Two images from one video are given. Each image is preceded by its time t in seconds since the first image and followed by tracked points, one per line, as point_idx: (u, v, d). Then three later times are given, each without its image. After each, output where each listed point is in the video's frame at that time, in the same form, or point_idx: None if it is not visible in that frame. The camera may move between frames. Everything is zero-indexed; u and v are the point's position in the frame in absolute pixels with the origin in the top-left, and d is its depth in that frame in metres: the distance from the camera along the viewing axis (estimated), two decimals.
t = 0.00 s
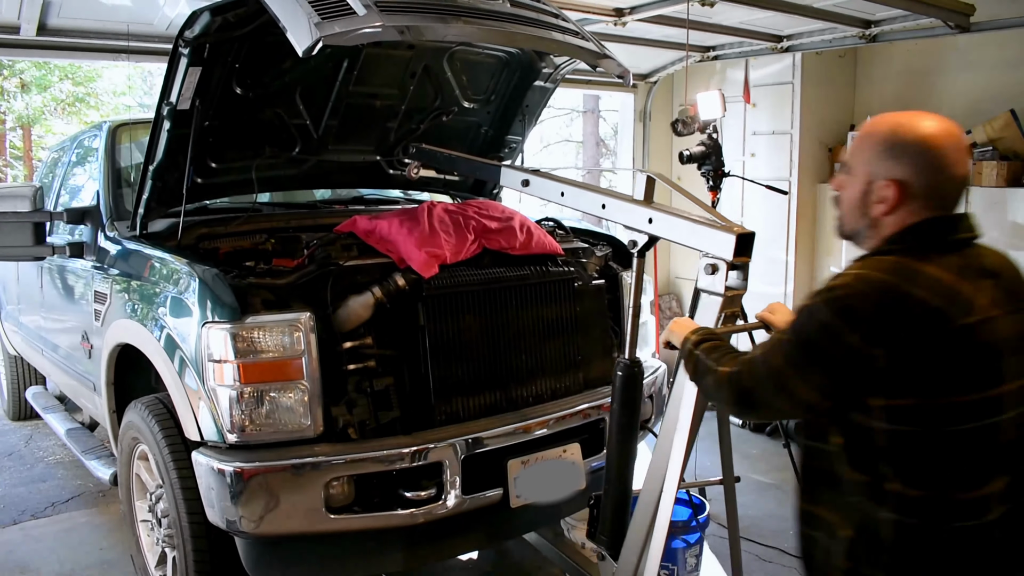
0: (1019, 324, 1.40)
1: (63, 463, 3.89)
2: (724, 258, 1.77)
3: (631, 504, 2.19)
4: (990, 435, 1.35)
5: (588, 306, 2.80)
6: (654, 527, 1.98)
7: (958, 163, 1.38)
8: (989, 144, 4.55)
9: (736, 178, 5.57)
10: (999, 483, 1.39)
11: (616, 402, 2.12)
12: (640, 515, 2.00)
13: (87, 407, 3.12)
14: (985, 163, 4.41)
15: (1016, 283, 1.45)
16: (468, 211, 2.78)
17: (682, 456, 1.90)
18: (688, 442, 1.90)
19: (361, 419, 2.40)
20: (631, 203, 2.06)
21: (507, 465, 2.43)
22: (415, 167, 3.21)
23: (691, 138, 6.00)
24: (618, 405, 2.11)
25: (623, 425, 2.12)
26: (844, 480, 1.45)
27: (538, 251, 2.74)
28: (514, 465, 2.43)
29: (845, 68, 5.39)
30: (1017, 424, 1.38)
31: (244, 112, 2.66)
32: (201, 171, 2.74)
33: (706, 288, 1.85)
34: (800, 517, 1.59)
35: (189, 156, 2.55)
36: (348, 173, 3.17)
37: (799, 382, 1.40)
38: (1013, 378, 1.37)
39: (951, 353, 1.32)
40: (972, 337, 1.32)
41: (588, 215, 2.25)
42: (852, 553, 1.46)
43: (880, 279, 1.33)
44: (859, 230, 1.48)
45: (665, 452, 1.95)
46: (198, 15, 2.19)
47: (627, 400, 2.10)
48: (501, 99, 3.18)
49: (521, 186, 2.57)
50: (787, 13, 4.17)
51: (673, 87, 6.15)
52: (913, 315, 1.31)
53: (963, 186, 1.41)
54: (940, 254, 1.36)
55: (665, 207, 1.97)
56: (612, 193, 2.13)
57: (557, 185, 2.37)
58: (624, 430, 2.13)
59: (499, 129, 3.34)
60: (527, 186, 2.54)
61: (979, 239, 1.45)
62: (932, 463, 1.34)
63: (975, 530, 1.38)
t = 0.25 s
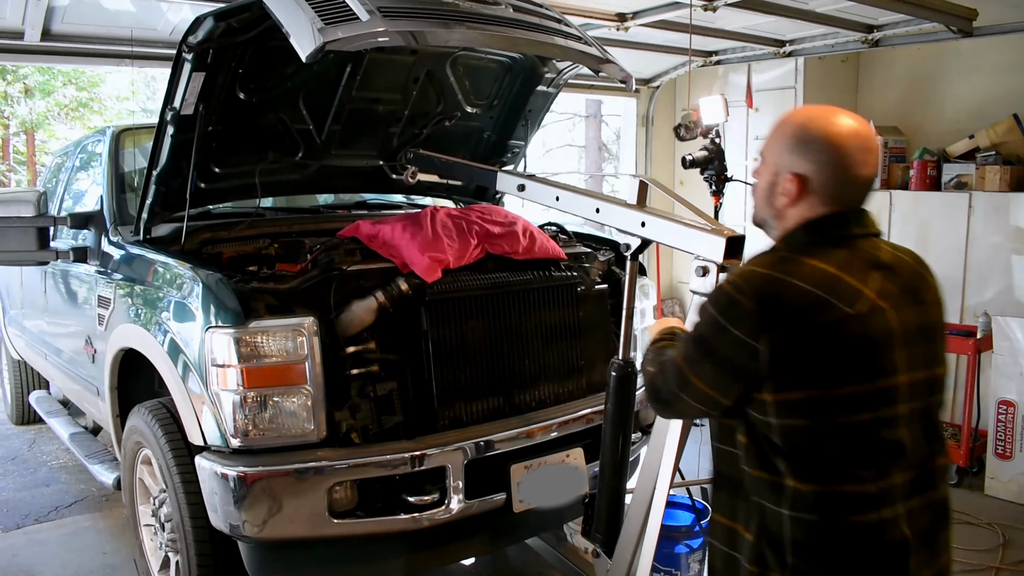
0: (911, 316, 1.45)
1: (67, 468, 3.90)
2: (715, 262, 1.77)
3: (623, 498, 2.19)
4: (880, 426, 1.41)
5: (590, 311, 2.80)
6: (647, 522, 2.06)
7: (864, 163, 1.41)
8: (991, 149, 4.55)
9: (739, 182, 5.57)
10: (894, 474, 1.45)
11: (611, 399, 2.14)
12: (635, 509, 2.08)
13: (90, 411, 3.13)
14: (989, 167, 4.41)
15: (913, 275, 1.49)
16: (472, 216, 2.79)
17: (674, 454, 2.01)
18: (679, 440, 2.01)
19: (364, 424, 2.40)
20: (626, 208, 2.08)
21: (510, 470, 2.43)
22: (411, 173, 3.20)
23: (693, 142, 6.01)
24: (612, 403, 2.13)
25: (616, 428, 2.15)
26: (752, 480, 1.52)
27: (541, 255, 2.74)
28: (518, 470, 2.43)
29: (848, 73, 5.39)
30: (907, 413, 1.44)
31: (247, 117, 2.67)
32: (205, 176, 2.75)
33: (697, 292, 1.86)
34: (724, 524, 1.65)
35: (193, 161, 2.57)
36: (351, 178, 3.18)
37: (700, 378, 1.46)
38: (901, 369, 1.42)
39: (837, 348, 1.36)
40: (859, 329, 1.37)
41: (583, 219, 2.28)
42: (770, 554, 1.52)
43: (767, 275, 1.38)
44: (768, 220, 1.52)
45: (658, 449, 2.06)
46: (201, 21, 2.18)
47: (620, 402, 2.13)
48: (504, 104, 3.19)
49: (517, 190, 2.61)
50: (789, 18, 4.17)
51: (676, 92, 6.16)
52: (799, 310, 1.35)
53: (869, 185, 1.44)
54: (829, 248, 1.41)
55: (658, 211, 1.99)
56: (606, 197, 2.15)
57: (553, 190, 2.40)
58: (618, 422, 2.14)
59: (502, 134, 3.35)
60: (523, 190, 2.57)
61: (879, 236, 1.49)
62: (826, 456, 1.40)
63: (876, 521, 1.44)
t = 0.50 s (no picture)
0: (863, 310, 1.51)
1: (76, 469, 3.91)
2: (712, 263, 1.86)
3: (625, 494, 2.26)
4: (833, 416, 1.46)
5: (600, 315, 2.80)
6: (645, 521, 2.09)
7: (814, 168, 1.49)
8: (1004, 153, 4.52)
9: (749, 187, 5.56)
10: (855, 463, 1.49)
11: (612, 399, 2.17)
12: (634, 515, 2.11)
13: (101, 413, 3.14)
14: (1001, 172, 4.39)
15: (867, 272, 1.55)
16: (482, 219, 2.79)
17: (674, 451, 2.03)
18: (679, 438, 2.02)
19: (374, 427, 2.41)
20: (627, 211, 2.17)
21: (520, 473, 2.43)
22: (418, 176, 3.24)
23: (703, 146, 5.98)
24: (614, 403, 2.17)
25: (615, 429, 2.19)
26: (719, 475, 1.58)
27: (551, 259, 2.74)
28: (528, 474, 2.42)
29: (858, 76, 5.38)
30: (863, 404, 1.49)
31: (259, 120, 2.68)
32: (216, 178, 2.76)
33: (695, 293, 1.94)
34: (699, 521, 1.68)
35: (205, 164, 2.58)
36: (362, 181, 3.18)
37: (664, 378, 1.56)
38: (853, 361, 1.48)
39: (785, 341, 1.44)
40: (805, 322, 1.44)
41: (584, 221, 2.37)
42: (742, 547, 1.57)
43: (715, 273, 1.48)
44: (729, 220, 1.62)
45: (658, 447, 2.08)
46: (214, 24, 2.18)
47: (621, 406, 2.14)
48: (514, 108, 3.20)
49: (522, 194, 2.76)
50: (801, 22, 4.16)
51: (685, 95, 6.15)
52: (744, 306, 1.44)
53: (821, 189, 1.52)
54: (777, 246, 1.49)
55: (658, 214, 2.07)
56: (607, 200, 2.25)
57: (556, 194, 2.54)
58: (618, 421, 2.19)
59: (512, 138, 3.36)
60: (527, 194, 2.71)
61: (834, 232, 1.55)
62: (782, 446, 1.47)
63: (839, 509, 1.48)
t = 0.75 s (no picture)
0: (846, 315, 1.52)
1: (81, 472, 3.91)
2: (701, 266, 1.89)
3: (620, 495, 2.26)
4: (814, 415, 1.47)
5: (605, 319, 2.80)
6: (639, 520, 2.10)
7: (790, 172, 1.52)
8: (1010, 157, 4.50)
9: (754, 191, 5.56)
10: (832, 460, 1.50)
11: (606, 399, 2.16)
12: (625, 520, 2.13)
13: (105, 416, 3.14)
14: (1007, 176, 4.38)
15: (850, 278, 1.56)
16: (487, 223, 2.79)
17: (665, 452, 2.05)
18: (671, 441, 2.04)
19: (378, 431, 2.40)
20: (619, 215, 2.19)
21: (525, 478, 2.42)
22: (417, 179, 3.24)
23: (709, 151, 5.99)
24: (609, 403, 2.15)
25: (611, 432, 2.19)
26: (707, 473, 1.60)
27: (556, 263, 2.74)
28: (532, 478, 2.42)
29: (864, 81, 5.37)
30: (844, 405, 1.50)
31: (264, 124, 2.68)
32: (221, 182, 2.76)
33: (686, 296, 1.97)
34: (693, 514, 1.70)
35: (210, 168, 2.58)
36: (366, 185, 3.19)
37: (657, 384, 1.56)
38: (834, 364, 1.49)
39: (768, 344, 1.45)
40: (789, 327, 1.45)
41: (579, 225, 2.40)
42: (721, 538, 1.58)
43: (703, 280, 1.48)
44: (719, 233, 1.64)
45: (650, 451, 2.08)
46: (220, 28, 2.18)
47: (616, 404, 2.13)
48: (520, 112, 3.20)
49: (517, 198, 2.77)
50: (806, 25, 4.16)
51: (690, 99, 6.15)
52: (733, 313, 1.45)
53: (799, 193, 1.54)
54: (760, 253, 1.50)
55: (650, 218, 2.09)
56: (601, 205, 2.29)
57: (550, 197, 2.56)
58: (612, 420, 2.17)
59: (518, 142, 3.36)
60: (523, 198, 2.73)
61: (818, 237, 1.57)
62: (763, 442, 1.48)
63: (814, 502, 1.48)
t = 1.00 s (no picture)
0: (834, 317, 1.51)
1: (81, 475, 3.91)
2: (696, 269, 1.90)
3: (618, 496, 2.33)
4: (803, 414, 1.47)
5: (607, 323, 2.80)
6: (634, 523, 2.14)
7: (770, 175, 1.54)
8: (1012, 161, 4.50)
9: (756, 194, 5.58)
10: (822, 457, 1.50)
11: (603, 401, 2.17)
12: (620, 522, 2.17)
13: (106, 419, 3.13)
14: (1008, 180, 4.38)
15: (838, 281, 1.55)
16: (489, 227, 2.79)
17: (660, 456, 2.07)
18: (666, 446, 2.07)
19: (380, 435, 2.40)
20: (616, 218, 2.20)
21: (527, 482, 2.41)
22: (416, 183, 3.24)
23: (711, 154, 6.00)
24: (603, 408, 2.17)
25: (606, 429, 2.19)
26: (703, 473, 1.60)
27: (558, 267, 2.73)
28: (534, 483, 2.41)
29: (866, 84, 5.38)
30: (834, 405, 1.50)
31: (266, 127, 2.68)
32: (223, 186, 2.76)
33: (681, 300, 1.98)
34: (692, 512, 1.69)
35: (212, 171, 2.58)
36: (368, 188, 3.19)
37: (653, 388, 1.56)
38: (823, 364, 1.49)
39: (758, 346, 1.45)
40: (778, 329, 1.45)
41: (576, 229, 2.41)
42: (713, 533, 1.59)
43: (695, 285, 1.48)
44: (710, 243, 1.65)
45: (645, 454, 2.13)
46: (222, 32, 2.18)
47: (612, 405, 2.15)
48: (521, 115, 3.20)
49: (514, 202, 2.77)
50: (807, 29, 4.16)
51: (692, 103, 6.17)
52: (725, 317, 1.45)
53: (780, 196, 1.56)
54: (751, 257, 1.51)
55: (647, 222, 2.10)
56: (597, 209, 2.30)
57: (547, 201, 2.57)
58: (607, 422, 2.18)
59: (520, 146, 3.37)
60: (520, 202, 2.73)
61: (806, 240, 1.57)
62: (754, 440, 1.49)
63: (803, 497, 1.48)
